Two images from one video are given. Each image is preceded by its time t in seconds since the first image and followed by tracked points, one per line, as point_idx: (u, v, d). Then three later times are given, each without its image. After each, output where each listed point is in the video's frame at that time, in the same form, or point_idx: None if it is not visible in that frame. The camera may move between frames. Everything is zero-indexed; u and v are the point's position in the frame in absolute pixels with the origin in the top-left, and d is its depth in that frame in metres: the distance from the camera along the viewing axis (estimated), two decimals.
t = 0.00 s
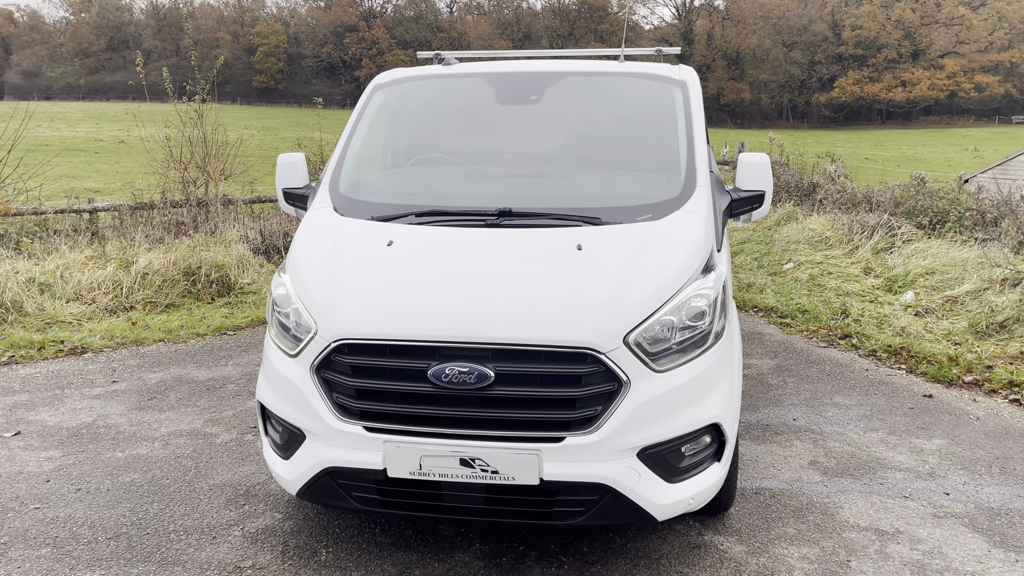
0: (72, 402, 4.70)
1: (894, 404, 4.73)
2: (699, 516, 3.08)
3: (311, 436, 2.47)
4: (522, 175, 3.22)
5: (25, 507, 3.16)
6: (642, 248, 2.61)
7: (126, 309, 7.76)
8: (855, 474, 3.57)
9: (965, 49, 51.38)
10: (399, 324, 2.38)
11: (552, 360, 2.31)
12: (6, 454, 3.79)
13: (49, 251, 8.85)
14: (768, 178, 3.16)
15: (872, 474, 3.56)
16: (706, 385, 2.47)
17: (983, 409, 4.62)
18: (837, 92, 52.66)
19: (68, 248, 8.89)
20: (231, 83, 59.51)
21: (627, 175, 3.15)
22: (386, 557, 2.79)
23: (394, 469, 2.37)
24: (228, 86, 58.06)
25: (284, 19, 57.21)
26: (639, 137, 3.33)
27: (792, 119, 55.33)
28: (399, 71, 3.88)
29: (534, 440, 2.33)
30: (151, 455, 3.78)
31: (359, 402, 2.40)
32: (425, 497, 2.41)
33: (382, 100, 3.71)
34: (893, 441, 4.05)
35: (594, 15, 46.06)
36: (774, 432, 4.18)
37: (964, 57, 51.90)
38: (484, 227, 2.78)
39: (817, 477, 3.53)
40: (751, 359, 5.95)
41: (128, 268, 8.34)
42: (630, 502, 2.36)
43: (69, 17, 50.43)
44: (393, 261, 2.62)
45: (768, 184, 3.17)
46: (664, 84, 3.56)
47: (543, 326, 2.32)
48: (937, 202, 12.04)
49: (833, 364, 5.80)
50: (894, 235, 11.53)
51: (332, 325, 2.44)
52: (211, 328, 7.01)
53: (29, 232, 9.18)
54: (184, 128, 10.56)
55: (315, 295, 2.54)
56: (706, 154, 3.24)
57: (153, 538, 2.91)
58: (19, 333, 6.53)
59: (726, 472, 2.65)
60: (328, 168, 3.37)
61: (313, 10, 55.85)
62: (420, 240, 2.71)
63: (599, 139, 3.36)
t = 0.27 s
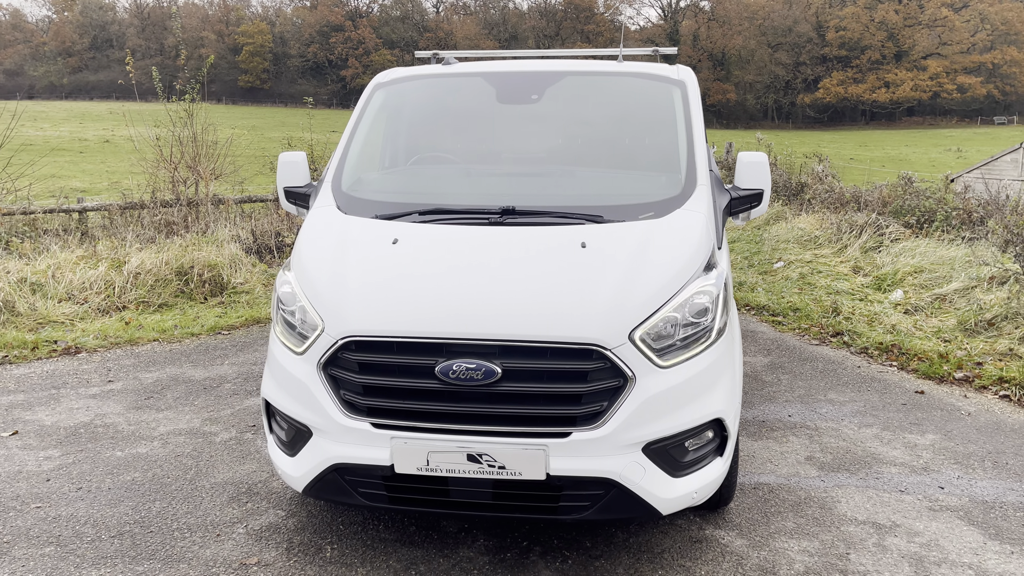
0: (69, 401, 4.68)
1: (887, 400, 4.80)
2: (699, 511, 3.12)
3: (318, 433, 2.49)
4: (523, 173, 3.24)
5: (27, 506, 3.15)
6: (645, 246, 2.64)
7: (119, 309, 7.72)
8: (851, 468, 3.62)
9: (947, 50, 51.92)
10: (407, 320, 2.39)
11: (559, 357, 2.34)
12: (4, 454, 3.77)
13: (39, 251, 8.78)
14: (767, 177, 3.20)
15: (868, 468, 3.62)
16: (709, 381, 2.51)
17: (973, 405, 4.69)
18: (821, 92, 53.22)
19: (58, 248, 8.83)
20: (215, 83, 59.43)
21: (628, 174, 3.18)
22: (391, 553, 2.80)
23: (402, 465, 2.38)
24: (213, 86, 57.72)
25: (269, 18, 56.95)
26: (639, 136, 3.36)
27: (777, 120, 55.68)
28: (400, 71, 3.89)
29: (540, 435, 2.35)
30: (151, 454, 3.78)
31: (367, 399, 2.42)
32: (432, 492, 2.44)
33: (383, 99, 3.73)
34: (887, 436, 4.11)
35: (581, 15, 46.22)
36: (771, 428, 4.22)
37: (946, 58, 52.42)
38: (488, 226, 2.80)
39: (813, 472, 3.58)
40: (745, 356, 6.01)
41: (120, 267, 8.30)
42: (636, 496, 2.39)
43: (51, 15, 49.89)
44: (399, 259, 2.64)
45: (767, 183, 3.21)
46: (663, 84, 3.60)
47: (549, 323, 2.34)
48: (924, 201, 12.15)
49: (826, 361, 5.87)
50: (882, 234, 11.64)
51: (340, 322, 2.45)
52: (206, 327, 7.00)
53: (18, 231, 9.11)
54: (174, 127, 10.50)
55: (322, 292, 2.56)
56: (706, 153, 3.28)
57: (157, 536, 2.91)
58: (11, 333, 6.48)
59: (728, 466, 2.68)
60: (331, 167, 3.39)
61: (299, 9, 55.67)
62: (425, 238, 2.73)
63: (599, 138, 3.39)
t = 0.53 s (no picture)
0: (65, 404, 4.64)
1: (884, 396, 4.83)
2: (704, 508, 3.13)
3: (326, 433, 2.47)
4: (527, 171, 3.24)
5: (27, 510, 3.12)
6: (652, 244, 2.64)
7: (111, 311, 7.66)
8: (852, 464, 3.64)
9: (931, 49, 52.44)
10: (415, 319, 2.38)
11: (568, 355, 2.33)
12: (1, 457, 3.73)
13: (29, 252, 8.70)
14: (769, 175, 3.22)
15: (869, 464, 3.64)
16: (717, 379, 2.51)
17: (970, 400, 4.73)
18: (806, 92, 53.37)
19: (49, 249, 8.75)
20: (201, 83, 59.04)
21: (633, 171, 3.18)
22: (398, 553, 2.79)
23: (411, 464, 2.38)
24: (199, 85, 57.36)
25: (254, 18, 56.66)
26: (642, 134, 3.37)
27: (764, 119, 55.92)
28: (401, 69, 3.88)
29: (550, 434, 2.35)
30: (152, 456, 3.75)
31: (376, 399, 2.41)
32: (441, 491, 2.43)
33: (384, 98, 3.72)
34: (886, 431, 4.14)
35: (566, 14, 44.94)
36: (771, 424, 4.25)
37: (929, 57, 52.88)
38: (494, 224, 2.79)
39: (816, 468, 3.59)
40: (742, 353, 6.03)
41: (112, 269, 8.23)
42: (646, 494, 2.39)
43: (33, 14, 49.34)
44: (405, 258, 2.63)
45: (769, 181, 3.23)
46: (665, 82, 3.60)
47: (559, 321, 2.34)
48: (914, 199, 12.21)
49: (822, 358, 5.90)
50: (874, 232, 11.72)
51: (347, 321, 2.44)
52: (201, 328, 6.96)
53: (7, 233, 9.02)
54: (163, 127, 10.42)
55: (329, 291, 2.54)
56: (710, 151, 3.29)
57: (161, 538, 2.89)
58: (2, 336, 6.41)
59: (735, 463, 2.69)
60: (333, 166, 3.37)
61: (284, 8, 55.45)
62: (431, 237, 2.72)
63: (602, 136, 3.39)
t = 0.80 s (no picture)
0: (64, 404, 4.58)
1: (886, 388, 4.85)
2: (715, 500, 3.13)
3: (340, 428, 2.46)
4: (535, 165, 3.22)
5: (32, 511, 3.07)
6: (665, 235, 2.63)
7: (106, 311, 7.59)
8: (860, 455, 3.65)
9: (913, 46, 53.00)
10: (430, 313, 2.36)
11: (585, 347, 2.32)
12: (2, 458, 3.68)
13: (20, 253, 8.60)
14: (778, 166, 3.22)
15: (876, 455, 3.65)
16: (732, 370, 2.50)
17: (972, 391, 4.75)
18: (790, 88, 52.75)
19: (40, 250, 8.65)
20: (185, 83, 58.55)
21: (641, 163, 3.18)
22: (412, 549, 2.78)
23: (427, 459, 2.36)
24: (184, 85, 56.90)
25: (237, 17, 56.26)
26: (650, 126, 3.36)
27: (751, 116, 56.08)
28: (405, 63, 3.86)
29: (567, 426, 2.34)
30: (156, 456, 3.71)
31: (390, 393, 2.39)
32: (457, 485, 2.42)
33: (389, 92, 3.69)
34: (891, 423, 4.16)
35: (552, 12, 43.92)
36: (776, 417, 4.25)
37: (913, 54, 53.26)
38: (505, 217, 2.78)
39: (823, 459, 3.60)
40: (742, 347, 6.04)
41: (105, 269, 8.15)
42: (663, 486, 2.38)
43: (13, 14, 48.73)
44: (417, 251, 2.61)
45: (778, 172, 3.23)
46: (671, 74, 3.59)
47: (575, 313, 2.33)
48: (905, 193, 12.26)
49: (822, 351, 5.92)
50: (866, 226, 11.77)
51: (360, 315, 2.42)
52: (197, 327, 6.90)
53: None
54: (153, 126, 10.31)
55: (342, 285, 2.52)
56: (717, 143, 3.28)
57: (170, 537, 2.86)
58: None
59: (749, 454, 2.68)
60: (339, 161, 3.35)
61: (268, 7, 55.14)
62: (442, 230, 2.70)
63: (610, 129, 3.38)
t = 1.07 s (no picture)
0: (63, 408, 4.53)
1: (887, 381, 4.88)
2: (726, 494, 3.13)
3: (355, 427, 2.44)
4: (543, 161, 3.21)
5: (38, 516, 3.03)
6: (679, 231, 2.63)
7: (99, 314, 7.50)
8: (866, 448, 3.67)
9: (893, 42, 53.47)
10: (446, 311, 2.35)
11: (602, 343, 2.31)
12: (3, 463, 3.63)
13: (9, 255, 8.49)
14: (785, 160, 3.24)
15: (882, 448, 3.67)
16: (747, 365, 2.51)
17: (972, 383, 4.80)
18: (774, 86, 52.27)
19: (30, 253, 8.55)
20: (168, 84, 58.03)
21: (650, 159, 3.18)
22: (427, 548, 2.76)
23: (445, 457, 2.35)
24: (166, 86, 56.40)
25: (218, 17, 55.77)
26: (657, 122, 3.36)
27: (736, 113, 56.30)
28: (409, 61, 3.84)
29: (585, 423, 2.33)
30: (160, 459, 3.67)
31: (407, 392, 2.37)
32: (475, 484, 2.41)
33: (393, 89, 3.68)
34: (894, 415, 4.19)
35: (535, 8, 42.24)
36: (780, 411, 4.27)
37: (894, 50, 53.70)
38: (517, 214, 2.77)
39: (831, 453, 3.62)
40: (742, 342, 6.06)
41: (97, 271, 8.07)
42: (682, 481, 2.39)
43: None
44: (431, 249, 2.60)
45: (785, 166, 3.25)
46: (677, 70, 3.60)
47: (592, 309, 2.32)
48: (895, 188, 12.35)
49: (821, 345, 5.95)
50: (857, 221, 11.84)
51: (376, 314, 2.40)
52: (192, 329, 6.85)
53: None
54: (140, 126, 10.20)
55: (356, 284, 2.50)
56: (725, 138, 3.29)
57: (182, 540, 2.83)
58: None
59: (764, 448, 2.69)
60: (345, 159, 3.33)
61: (250, 7, 54.79)
62: (454, 228, 2.69)
63: (617, 125, 3.38)
